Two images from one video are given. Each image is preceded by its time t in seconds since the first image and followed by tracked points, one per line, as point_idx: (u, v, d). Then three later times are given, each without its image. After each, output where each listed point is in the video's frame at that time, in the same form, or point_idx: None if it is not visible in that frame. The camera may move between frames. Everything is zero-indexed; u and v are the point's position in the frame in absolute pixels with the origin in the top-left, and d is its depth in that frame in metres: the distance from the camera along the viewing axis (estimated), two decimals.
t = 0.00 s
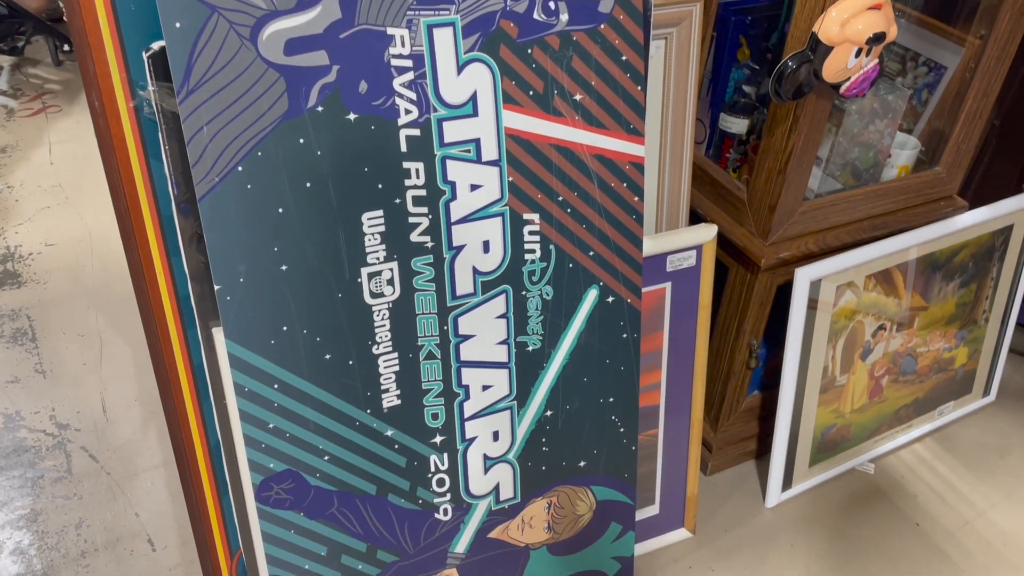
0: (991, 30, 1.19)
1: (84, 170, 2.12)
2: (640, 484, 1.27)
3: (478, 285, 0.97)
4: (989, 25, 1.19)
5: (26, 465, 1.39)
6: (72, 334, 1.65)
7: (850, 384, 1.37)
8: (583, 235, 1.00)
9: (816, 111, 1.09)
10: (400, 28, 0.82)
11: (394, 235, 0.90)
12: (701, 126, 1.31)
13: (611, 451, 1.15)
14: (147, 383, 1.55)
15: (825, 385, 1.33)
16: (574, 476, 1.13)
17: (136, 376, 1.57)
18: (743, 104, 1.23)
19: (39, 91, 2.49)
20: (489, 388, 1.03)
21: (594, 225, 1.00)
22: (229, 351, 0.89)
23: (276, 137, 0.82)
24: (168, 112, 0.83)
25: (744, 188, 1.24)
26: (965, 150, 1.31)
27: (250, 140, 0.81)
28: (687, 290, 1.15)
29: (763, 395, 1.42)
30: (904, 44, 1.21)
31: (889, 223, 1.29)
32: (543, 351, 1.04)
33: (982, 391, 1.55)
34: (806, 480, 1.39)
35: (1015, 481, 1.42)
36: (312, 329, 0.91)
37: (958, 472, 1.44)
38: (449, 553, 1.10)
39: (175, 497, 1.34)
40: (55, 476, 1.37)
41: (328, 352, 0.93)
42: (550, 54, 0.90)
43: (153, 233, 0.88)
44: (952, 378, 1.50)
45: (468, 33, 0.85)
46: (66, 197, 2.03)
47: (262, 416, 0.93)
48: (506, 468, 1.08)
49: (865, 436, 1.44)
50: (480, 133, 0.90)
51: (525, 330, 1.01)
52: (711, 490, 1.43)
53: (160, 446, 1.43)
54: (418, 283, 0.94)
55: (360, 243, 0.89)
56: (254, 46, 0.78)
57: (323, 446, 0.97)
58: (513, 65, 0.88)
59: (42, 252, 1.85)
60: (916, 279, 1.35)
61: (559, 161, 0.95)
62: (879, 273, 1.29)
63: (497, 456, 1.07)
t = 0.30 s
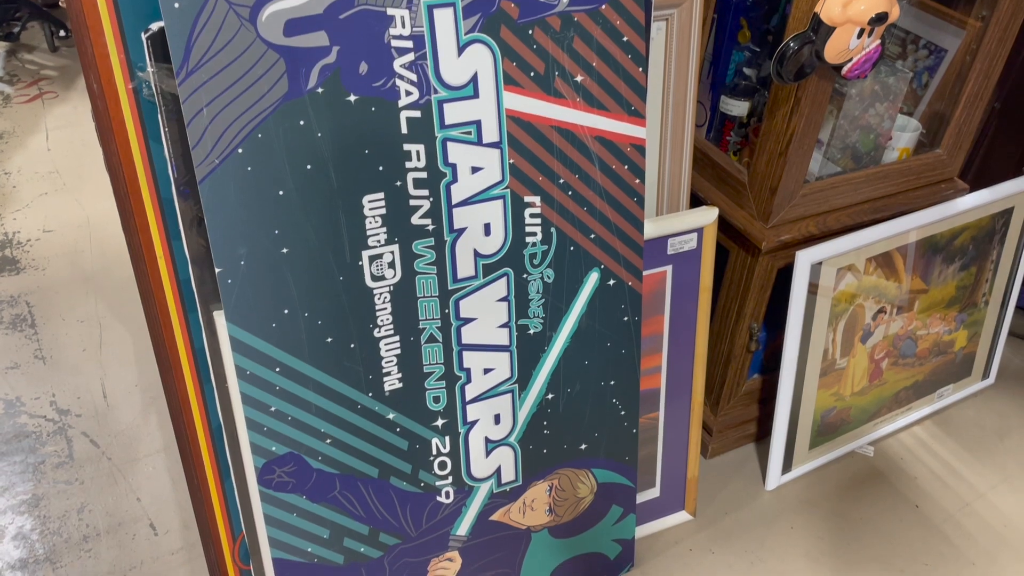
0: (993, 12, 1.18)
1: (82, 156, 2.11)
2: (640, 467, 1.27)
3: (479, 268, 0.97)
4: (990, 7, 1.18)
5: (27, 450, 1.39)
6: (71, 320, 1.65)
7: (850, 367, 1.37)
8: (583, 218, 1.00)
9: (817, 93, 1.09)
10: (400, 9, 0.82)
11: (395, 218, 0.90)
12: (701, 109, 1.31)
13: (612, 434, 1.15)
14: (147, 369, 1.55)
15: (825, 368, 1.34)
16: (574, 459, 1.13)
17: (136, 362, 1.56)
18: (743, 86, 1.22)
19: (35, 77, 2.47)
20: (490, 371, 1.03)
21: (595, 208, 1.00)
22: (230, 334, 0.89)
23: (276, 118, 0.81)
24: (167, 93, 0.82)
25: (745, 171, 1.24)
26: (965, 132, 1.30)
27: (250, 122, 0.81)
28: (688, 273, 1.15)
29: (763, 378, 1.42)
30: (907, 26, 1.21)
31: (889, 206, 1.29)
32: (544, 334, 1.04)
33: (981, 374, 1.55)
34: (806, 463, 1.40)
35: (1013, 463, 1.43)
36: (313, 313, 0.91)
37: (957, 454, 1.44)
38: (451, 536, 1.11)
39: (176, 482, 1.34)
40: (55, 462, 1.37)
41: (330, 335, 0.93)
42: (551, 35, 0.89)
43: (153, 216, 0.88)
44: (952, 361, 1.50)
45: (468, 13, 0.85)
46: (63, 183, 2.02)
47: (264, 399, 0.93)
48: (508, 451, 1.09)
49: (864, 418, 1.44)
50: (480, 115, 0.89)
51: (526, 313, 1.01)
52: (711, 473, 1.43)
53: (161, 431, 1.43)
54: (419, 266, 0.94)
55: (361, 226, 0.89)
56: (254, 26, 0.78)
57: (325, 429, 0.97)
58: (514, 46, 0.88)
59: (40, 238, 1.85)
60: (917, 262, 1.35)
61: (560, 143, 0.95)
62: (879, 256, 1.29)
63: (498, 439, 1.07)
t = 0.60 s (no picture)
0: None
1: (79, 146, 2.10)
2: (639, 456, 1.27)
3: (478, 257, 0.97)
4: None
5: (25, 440, 1.39)
6: (69, 310, 1.65)
7: (848, 356, 1.37)
8: (582, 206, 1.00)
9: (816, 80, 1.08)
10: None
11: (393, 206, 0.90)
12: (700, 98, 1.30)
13: (611, 423, 1.15)
14: (146, 359, 1.55)
15: (823, 357, 1.34)
16: (573, 447, 1.13)
17: (135, 353, 1.56)
18: (743, 74, 1.22)
19: (31, 66, 2.45)
20: (489, 360, 1.03)
21: (593, 197, 1.00)
22: (228, 323, 0.89)
23: (273, 106, 0.81)
24: (164, 82, 0.81)
25: (743, 160, 1.23)
26: (965, 120, 1.30)
27: (247, 109, 0.80)
28: (687, 262, 1.15)
29: (761, 367, 1.42)
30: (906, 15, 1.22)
31: (888, 194, 1.29)
32: (543, 323, 1.04)
33: (980, 363, 1.55)
34: (805, 451, 1.40)
35: (1010, 451, 1.43)
36: (311, 302, 0.91)
37: (955, 443, 1.45)
38: (450, 525, 1.11)
39: (175, 472, 1.34)
40: (54, 452, 1.37)
41: (328, 324, 0.93)
42: (550, 22, 0.89)
43: (150, 203, 0.88)
44: (950, 350, 1.50)
45: None
46: (60, 174, 2.01)
47: (263, 388, 0.93)
48: (506, 440, 1.09)
49: (862, 407, 1.44)
50: (479, 102, 0.89)
51: (525, 302, 1.01)
52: (710, 462, 1.43)
53: (160, 421, 1.43)
54: (418, 255, 0.93)
55: (359, 214, 0.89)
56: (250, 13, 0.77)
57: (324, 418, 0.97)
58: (512, 33, 0.87)
59: (38, 229, 1.84)
60: (915, 251, 1.35)
61: (558, 131, 0.94)
62: (878, 245, 1.29)
63: (497, 428, 1.07)
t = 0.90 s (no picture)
0: None
1: (77, 141, 2.10)
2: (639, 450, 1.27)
3: (478, 251, 0.96)
4: None
5: (25, 435, 1.39)
6: (68, 305, 1.64)
7: (848, 350, 1.37)
8: (582, 200, 0.99)
9: (817, 74, 1.08)
10: None
11: (393, 200, 0.90)
12: (700, 91, 1.30)
13: (611, 417, 1.15)
14: (145, 353, 1.54)
15: (823, 351, 1.34)
16: (573, 442, 1.13)
17: (134, 347, 1.56)
18: (743, 68, 1.22)
19: (29, 61, 2.44)
20: (489, 354, 1.02)
21: (593, 190, 0.99)
22: (228, 317, 0.89)
23: (273, 99, 0.81)
24: (163, 74, 0.80)
25: (744, 154, 1.23)
26: (966, 114, 1.30)
27: (247, 102, 0.80)
28: (687, 255, 1.15)
29: (761, 361, 1.42)
30: (909, 10, 1.20)
31: (888, 188, 1.29)
32: (543, 317, 1.03)
33: (979, 357, 1.55)
34: (805, 445, 1.40)
35: (1010, 445, 1.43)
36: (311, 295, 0.91)
37: (955, 437, 1.45)
38: (450, 519, 1.11)
39: (174, 466, 1.34)
40: (54, 446, 1.37)
41: (328, 318, 0.92)
42: (550, 15, 0.89)
43: (150, 197, 0.87)
44: (950, 344, 1.50)
45: None
46: (59, 168, 2.00)
47: (263, 382, 0.93)
48: (507, 434, 1.09)
49: (862, 401, 1.44)
50: (479, 95, 0.89)
51: (525, 296, 1.01)
52: (710, 456, 1.43)
53: (160, 416, 1.42)
54: (418, 248, 0.93)
55: (359, 208, 0.89)
56: (250, 6, 0.77)
57: (324, 412, 0.97)
58: (513, 26, 0.87)
59: (37, 223, 1.84)
60: (916, 245, 1.34)
61: (559, 125, 0.94)
62: (878, 238, 1.29)
63: (497, 422, 1.07)
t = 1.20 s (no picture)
0: None
1: (77, 141, 2.10)
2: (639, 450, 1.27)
3: (477, 252, 0.96)
4: None
5: (24, 436, 1.39)
6: (67, 306, 1.64)
7: (848, 350, 1.37)
8: (582, 201, 0.99)
9: (817, 73, 1.08)
10: None
11: (392, 201, 0.90)
12: (700, 92, 1.30)
13: (610, 418, 1.15)
14: (145, 354, 1.54)
15: (823, 351, 1.34)
16: (573, 442, 1.13)
17: (134, 347, 1.56)
18: (743, 68, 1.22)
19: (28, 61, 2.43)
20: (488, 355, 1.02)
21: (593, 191, 0.99)
22: (227, 318, 0.88)
23: (271, 100, 0.80)
24: (161, 75, 0.80)
25: (743, 154, 1.23)
26: (966, 114, 1.30)
27: (245, 103, 0.80)
28: (686, 256, 1.15)
29: (761, 361, 1.42)
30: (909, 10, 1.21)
31: (888, 188, 1.29)
32: (542, 319, 1.03)
33: (979, 357, 1.55)
34: (805, 445, 1.40)
35: (1010, 445, 1.43)
36: (310, 297, 0.91)
37: (955, 437, 1.45)
38: (450, 520, 1.11)
39: (174, 467, 1.34)
40: (53, 447, 1.37)
41: (327, 319, 0.92)
42: (549, 15, 0.88)
43: (148, 200, 0.87)
44: (950, 344, 1.50)
45: None
46: (59, 169, 2.00)
47: (261, 383, 0.93)
48: (506, 435, 1.09)
49: (862, 402, 1.44)
50: (477, 96, 0.88)
51: (524, 297, 1.01)
52: (709, 456, 1.43)
53: (159, 417, 1.42)
54: (417, 249, 0.93)
55: (358, 209, 0.88)
56: (248, 7, 0.77)
57: (323, 414, 0.97)
58: (511, 27, 0.87)
59: (36, 224, 1.83)
60: (915, 245, 1.34)
61: (558, 126, 0.94)
62: (878, 238, 1.29)
63: (496, 423, 1.07)
